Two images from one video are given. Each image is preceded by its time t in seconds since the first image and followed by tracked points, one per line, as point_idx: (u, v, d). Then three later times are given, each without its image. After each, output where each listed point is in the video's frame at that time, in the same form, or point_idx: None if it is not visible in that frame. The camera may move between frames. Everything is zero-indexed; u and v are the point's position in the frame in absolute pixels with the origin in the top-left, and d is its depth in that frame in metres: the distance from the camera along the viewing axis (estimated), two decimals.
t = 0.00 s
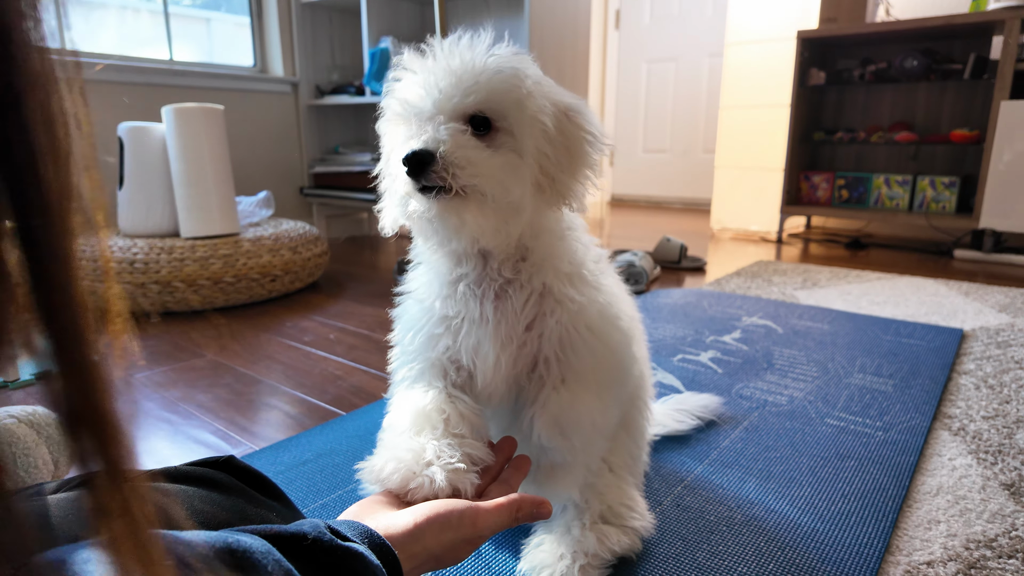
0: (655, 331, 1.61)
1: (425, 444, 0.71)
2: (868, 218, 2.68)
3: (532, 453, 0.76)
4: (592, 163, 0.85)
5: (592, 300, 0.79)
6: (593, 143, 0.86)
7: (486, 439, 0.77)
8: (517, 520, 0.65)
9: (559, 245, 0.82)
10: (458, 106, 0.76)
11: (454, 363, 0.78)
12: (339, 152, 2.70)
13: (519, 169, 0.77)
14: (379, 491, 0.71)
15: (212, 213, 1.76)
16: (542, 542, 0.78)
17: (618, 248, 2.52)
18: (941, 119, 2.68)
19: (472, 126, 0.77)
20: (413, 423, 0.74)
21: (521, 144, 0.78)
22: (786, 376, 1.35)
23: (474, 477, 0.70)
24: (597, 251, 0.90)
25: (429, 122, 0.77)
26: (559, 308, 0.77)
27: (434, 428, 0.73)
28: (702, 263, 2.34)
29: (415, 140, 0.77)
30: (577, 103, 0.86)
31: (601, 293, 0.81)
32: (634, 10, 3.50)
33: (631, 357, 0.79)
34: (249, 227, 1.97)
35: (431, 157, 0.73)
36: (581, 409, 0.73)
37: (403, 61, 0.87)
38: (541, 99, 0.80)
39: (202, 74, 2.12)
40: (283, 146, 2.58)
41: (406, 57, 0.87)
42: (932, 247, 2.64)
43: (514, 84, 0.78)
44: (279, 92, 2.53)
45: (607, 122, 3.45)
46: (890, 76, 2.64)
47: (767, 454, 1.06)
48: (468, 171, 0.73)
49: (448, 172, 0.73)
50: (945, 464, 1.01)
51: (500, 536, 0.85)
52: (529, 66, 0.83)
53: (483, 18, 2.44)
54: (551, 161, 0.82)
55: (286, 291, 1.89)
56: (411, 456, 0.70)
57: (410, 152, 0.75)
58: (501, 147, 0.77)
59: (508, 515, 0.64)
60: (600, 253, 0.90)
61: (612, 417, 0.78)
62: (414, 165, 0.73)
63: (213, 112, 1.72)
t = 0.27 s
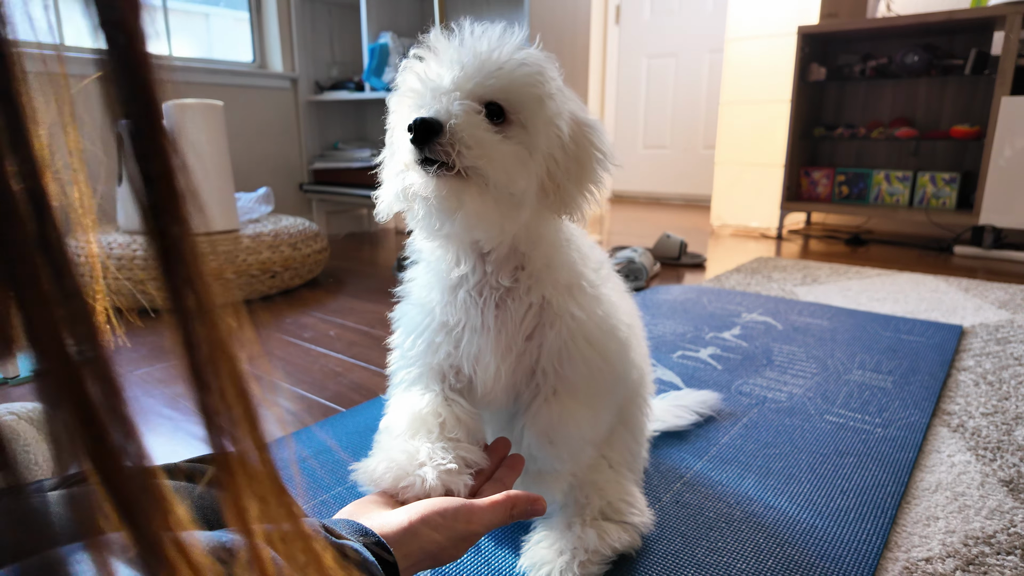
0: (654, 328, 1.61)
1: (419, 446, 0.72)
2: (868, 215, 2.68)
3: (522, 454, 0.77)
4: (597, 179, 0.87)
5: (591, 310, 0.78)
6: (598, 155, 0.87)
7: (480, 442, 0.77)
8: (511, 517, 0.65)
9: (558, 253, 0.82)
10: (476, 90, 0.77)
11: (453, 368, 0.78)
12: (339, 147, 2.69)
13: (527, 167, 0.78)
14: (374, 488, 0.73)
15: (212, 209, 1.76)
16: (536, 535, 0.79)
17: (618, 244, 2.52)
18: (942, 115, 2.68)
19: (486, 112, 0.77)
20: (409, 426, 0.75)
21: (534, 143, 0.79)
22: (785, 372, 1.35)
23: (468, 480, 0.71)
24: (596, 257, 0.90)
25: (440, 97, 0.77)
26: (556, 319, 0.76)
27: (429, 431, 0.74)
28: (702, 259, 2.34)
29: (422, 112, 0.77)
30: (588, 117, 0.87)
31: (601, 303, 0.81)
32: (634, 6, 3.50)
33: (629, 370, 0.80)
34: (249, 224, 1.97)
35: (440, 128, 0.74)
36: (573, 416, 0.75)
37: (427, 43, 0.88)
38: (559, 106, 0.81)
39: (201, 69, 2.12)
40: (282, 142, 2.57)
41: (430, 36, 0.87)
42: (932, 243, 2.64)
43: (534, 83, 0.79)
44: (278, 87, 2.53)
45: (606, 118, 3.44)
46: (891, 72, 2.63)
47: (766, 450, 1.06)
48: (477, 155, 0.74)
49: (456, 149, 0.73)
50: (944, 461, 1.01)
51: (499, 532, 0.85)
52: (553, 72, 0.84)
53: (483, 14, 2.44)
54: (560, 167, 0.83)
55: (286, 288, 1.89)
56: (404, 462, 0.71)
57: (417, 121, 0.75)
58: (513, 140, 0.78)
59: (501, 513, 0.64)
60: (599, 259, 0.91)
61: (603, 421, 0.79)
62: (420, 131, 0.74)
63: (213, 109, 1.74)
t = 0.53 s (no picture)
0: (654, 314, 1.61)
1: (406, 428, 0.73)
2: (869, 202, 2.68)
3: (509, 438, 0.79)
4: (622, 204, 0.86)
5: (593, 325, 0.79)
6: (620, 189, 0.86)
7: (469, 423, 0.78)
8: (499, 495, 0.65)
9: (569, 280, 0.82)
10: (517, 139, 0.74)
11: (443, 359, 0.78)
12: (338, 134, 2.68)
13: (556, 223, 0.78)
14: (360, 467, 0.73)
15: (210, 196, 1.76)
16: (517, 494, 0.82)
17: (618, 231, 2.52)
18: (944, 102, 2.66)
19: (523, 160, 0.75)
20: (397, 407, 0.75)
21: (564, 192, 0.79)
22: (784, 358, 1.36)
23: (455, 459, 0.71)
24: (602, 272, 0.91)
25: (481, 148, 0.73)
26: (558, 337, 0.77)
27: (416, 413, 0.74)
28: (702, 246, 2.34)
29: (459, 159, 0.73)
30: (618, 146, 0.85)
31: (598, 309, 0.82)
32: None
33: (626, 377, 0.82)
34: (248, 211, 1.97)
35: (484, 198, 0.71)
36: (560, 417, 0.78)
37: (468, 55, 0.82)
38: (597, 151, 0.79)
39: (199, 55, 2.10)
40: (281, 129, 2.56)
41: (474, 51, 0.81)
42: (932, 230, 2.64)
43: (571, 131, 0.77)
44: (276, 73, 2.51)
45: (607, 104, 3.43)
46: (893, 58, 2.61)
47: (764, 436, 1.06)
48: (517, 227, 0.73)
49: (499, 220, 0.71)
50: (941, 446, 1.01)
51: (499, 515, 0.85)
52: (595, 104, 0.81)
53: None
54: (591, 209, 0.82)
55: (286, 275, 1.89)
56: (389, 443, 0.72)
57: (460, 182, 0.71)
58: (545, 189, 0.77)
59: (493, 490, 0.64)
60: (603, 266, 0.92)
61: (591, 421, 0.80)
62: (462, 198, 0.70)
63: (210, 94, 1.71)
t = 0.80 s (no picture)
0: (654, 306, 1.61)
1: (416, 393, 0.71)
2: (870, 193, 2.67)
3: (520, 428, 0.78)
4: (698, 286, 0.78)
5: (610, 367, 0.78)
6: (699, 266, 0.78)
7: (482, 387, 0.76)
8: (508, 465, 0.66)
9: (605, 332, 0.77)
10: (594, 219, 0.65)
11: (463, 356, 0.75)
12: (337, 125, 2.67)
13: (615, 302, 0.70)
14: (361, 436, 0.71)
15: (209, 186, 1.75)
16: (508, 486, 0.82)
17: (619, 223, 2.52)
18: (946, 93, 2.65)
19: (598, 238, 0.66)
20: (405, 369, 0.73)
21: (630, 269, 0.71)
22: (784, 350, 1.36)
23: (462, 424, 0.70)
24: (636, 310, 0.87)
25: (553, 220, 0.65)
26: (578, 380, 0.75)
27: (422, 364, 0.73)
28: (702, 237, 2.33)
29: (525, 224, 0.65)
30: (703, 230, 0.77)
31: (617, 348, 0.80)
32: None
33: (626, 392, 0.83)
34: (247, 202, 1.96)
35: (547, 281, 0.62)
36: (561, 434, 0.79)
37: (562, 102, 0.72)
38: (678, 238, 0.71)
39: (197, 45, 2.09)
40: (280, 120, 2.55)
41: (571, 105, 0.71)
42: (934, 221, 2.63)
43: (654, 225, 0.69)
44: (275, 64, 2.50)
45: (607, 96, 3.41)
46: (895, 48, 2.60)
47: (764, 427, 1.06)
48: (576, 306, 0.65)
49: (559, 302, 0.63)
50: (940, 437, 1.01)
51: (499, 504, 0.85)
52: (687, 195, 0.73)
53: None
54: (659, 290, 0.74)
55: (285, 267, 1.88)
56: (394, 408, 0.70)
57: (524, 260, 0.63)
58: (613, 266, 0.69)
59: (502, 459, 0.64)
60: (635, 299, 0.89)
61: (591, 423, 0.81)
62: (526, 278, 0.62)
63: (208, 85, 1.70)
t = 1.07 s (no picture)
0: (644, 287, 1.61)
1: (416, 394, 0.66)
2: (860, 173, 2.67)
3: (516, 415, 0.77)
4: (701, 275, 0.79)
5: (604, 352, 0.78)
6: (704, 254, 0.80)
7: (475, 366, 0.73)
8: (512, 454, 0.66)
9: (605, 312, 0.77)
10: (609, 202, 0.65)
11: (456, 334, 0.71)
12: (325, 104, 2.63)
13: (622, 285, 0.71)
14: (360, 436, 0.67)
15: (196, 168, 1.73)
16: (501, 468, 0.82)
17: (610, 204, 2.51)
18: (937, 72, 2.64)
19: (610, 221, 0.66)
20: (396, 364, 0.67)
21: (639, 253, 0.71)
22: (774, 330, 1.36)
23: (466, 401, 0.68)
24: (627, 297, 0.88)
25: (568, 201, 0.64)
26: (575, 363, 0.74)
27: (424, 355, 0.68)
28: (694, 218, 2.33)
29: (540, 204, 0.64)
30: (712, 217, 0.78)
31: (609, 330, 0.81)
32: None
33: (615, 377, 0.83)
34: (235, 183, 1.94)
35: (559, 260, 0.62)
36: (549, 415, 0.78)
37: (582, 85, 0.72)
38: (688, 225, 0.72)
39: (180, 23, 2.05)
40: (267, 99, 2.52)
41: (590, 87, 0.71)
42: (924, 202, 2.64)
43: (664, 209, 0.69)
44: (261, 42, 2.45)
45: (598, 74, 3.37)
46: (887, 26, 2.58)
47: (753, 407, 1.08)
48: (585, 288, 0.65)
49: (570, 280, 0.63)
50: (926, 415, 1.03)
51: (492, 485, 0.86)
52: (701, 184, 0.73)
53: None
54: (666, 276, 0.75)
55: (274, 249, 1.87)
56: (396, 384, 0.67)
57: (537, 238, 0.63)
58: (625, 249, 0.69)
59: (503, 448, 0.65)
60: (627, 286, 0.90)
61: (579, 408, 0.79)
62: (539, 258, 0.62)
63: (193, 63, 1.67)
